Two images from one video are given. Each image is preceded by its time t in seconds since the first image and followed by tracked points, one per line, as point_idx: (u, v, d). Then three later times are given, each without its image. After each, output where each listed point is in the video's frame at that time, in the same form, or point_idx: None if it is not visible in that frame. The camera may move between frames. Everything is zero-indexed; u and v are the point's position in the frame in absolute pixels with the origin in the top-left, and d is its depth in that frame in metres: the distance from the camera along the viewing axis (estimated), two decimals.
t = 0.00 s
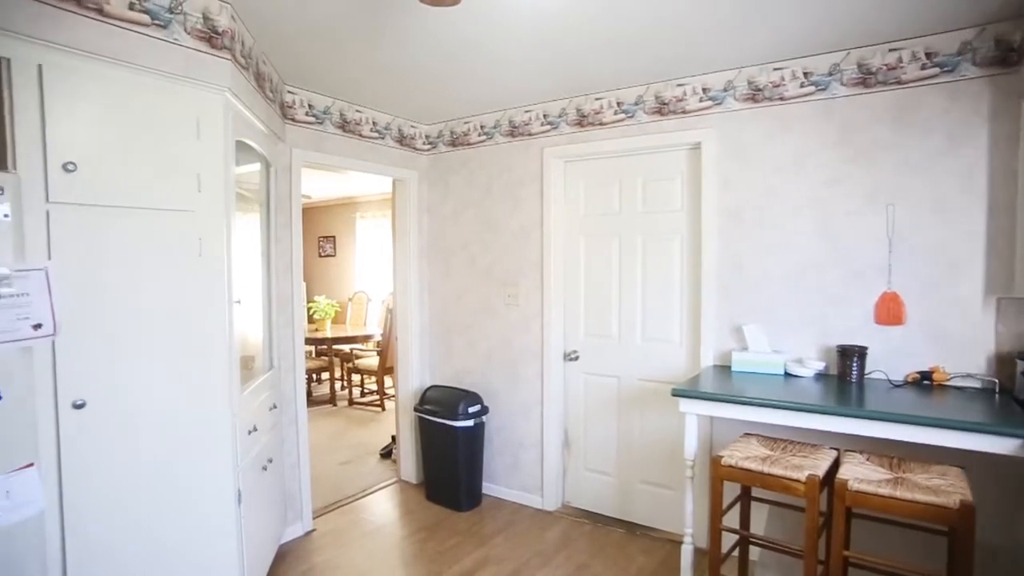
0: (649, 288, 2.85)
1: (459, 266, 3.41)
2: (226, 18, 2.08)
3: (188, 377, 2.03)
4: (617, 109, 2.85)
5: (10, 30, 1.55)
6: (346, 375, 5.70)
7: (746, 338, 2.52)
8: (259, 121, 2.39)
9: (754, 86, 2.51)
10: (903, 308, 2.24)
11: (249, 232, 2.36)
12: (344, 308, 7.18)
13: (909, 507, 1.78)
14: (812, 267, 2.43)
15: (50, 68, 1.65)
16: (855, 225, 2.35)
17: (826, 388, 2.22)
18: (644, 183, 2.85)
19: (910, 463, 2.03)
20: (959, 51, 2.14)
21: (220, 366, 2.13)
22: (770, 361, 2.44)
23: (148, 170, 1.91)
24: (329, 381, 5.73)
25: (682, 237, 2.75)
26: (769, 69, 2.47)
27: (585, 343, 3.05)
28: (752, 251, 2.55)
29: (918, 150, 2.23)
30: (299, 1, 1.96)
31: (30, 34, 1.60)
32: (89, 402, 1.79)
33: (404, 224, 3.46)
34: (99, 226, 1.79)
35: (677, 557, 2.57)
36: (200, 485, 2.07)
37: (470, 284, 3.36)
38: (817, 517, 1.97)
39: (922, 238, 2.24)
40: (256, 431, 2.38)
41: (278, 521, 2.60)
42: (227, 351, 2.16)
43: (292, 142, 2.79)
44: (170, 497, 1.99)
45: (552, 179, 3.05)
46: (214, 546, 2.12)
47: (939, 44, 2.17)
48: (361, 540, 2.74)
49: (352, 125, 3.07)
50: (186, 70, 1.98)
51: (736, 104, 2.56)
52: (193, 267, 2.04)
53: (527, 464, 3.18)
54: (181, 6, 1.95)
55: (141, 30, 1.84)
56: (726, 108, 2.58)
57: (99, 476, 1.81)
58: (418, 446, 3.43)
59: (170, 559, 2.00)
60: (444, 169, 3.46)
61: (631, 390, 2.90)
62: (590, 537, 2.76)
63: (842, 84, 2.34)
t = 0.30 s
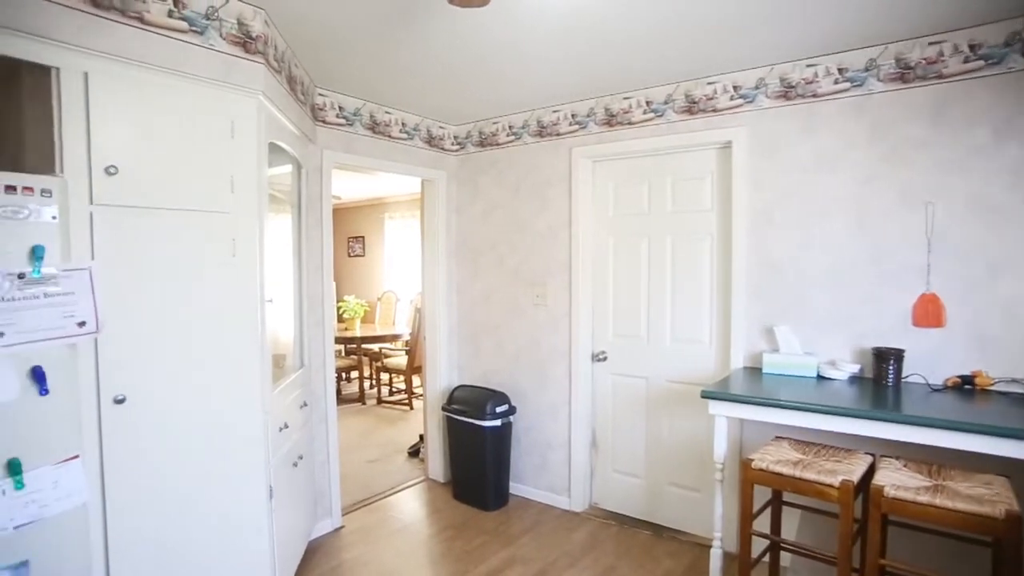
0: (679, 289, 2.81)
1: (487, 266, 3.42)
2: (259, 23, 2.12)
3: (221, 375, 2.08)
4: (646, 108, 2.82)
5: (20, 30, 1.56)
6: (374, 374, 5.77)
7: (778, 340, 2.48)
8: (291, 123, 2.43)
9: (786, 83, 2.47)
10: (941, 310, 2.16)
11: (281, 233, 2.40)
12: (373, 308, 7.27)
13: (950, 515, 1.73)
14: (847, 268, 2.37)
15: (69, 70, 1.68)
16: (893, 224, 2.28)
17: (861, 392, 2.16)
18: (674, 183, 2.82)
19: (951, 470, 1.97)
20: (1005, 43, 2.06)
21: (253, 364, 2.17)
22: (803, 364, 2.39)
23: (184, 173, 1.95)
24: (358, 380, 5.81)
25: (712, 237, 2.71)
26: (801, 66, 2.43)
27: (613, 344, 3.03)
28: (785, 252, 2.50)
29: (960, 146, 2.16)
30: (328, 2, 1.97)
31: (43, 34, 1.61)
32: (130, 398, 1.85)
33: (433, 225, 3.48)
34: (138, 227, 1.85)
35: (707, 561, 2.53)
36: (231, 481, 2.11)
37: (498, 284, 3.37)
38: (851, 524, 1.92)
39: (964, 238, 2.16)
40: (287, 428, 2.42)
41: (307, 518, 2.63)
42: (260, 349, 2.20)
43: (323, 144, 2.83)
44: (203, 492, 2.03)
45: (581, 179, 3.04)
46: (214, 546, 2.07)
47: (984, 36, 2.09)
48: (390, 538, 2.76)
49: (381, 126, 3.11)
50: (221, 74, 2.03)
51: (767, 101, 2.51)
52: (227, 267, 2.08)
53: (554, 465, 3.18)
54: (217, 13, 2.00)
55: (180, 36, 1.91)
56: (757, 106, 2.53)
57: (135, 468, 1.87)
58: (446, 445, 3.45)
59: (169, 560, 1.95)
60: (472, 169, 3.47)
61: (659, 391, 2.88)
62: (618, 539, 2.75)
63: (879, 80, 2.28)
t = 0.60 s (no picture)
0: (705, 289, 2.78)
1: (513, 267, 3.42)
2: (289, 26, 2.15)
3: (249, 374, 2.11)
4: (673, 107, 2.79)
5: (26, 29, 1.56)
6: (400, 372, 5.83)
7: (807, 341, 2.43)
8: (320, 124, 2.47)
9: (817, 80, 2.42)
10: (981, 310, 2.11)
11: (310, 232, 2.43)
12: (398, 307, 7.33)
13: (989, 524, 1.67)
14: (881, 269, 2.32)
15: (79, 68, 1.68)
16: (929, 224, 2.22)
17: (895, 396, 2.10)
18: (701, 182, 2.79)
19: (989, 478, 1.91)
20: None
21: (281, 362, 2.20)
22: (833, 366, 2.34)
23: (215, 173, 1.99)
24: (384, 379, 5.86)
25: (741, 236, 2.67)
26: (833, 63, 2.38)
27: (639, 345, 3.01)
28: (816, 252, 2.45)
29: (1000, 143, 2.09)
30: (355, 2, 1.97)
31: (50, 34, 1.60)
32: (163, 394, 1.90)
33: (459, 225, 3.50)
34: (171, 228, 1.90)
35: (734, 565, 2.50)
36: (260, 476, 2.15)
37: (524, 284, 3.37)
38: (884, 531, 1.88)
39: (1004, 237, 2.09)
40: (314, 426, 2.46)
41: (334, 515, 2.67)
42: (288, 348, 2.23)
43: (351, 145, 2.87)
44: (233, 488, 2.07)
45: (607, 179, 3.02)
46: (243, 541, 2.10)
47: None
48: (415, 536, 2.78)
49: (408, 127, 3.13)
50: (252, 76, 2.07)
51: (797, 99, 2.47)
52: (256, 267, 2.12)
53: (579, 465, 3.17)
54: (248, 17, 2.04)
55: (211, 41, 1.96)
56: (787, 103, 2.49)
57: (167, 463, 1.91)
58: (470, 444, 3.46)
59: (205, 552, 2.01)
60: (498, 169, 3.48)
61: (686, 392, 2.84)
62: (643, 541, 2.73)
63: (914, 75, 2.22)
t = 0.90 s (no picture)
0: (732, 290, 2.74)
1: (537, 267, 3.42)
2: (315, 30, 2.18)
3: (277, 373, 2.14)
4: (699, 105, 2.76)
5: (31, 29, 1.57)
6: (424, 371, 5.87)
7: (837, 343, 2.38)
8: (346, 126, 2.49)
9: (847, 77, 2.37)
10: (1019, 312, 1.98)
11: (336, 233, 2.46)
12: (423, 307, 7.37)
13: None
14: (914, 269, 2.26)
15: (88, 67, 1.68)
16: (965, 223, 2.16)
17: (928, 400, 2.05)
18: (727, 181, 2.75)
19: None
20: None
21: (307, 360, 2.23)
22: (864, 368, 2.29)
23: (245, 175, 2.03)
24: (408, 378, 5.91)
25: (769, 236, 2.63)
26: (864, 58, 2.32)
27: (664, 345, 2.98)
28: (846, 252, 2.40)
29: None
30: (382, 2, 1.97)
31: (55, 34, 1.61)
32: (193, 390, 1.94)
33: (484, 224, 3.50)
34: (202, 229, 1.94)
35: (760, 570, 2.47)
36: (287, 473, 2.18)
37: (548, 284, 3.37)
38: (918, 538, 1.83)
39: None
40: (340, 424, 2.48)
41: (359, 512, 2.70)
42: (314, 346, 2.26)
43: (376, 146, 2.90)
44: (260, 483, 2.11)
45: (632, 179, 3.00)
46: (271, 536, 2.14)
47: None
48: (438, 535, 2.80)
49: (432, 128, 3.15)
50: (280, 79, 2.10)
51: (827, 96, 2.42)
52: (284, 267, 2.15)
53: (602, 467, 3.16)
54: (276, 21, 2.08)
55: (240, 45, 2.00)
56: (816, 101, 2.44)
57: (197, 458, 1.96)
58: (494, 444, 3.47)
59: (234, 546, 2.05)
60: (523, 169, 3.48)
61: (711, 394, 2.81)
62: (668, 544, 2.70)
63: (951, 69, 2.15)
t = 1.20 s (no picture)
0: (762, 290, 2.70)
1: (564, 267, 3.41)
2: (345, 32, 2.21)
3: (306, 371, 2.17)
4: (728, 104, 2.72)
5: (37, 29, 1.59)
6: (451, 371, 5.91)
7: (871, 345, 2.32)
8: (374, 127, 2.52)
9: (883, 72, 2.31)
10: None
11: (364, 233, 2.49)
12: (449, 307, 7.41)
13: None
14: (953, 269, 2.19)
15: (96, 67, 1.70)
16: (1007, 222, 2.09)
17: (968, 405, 1.99)
18: (758, 180, 2.71)
19: None
20: None
21: (336, 360, 2.26)
22: (900, 371, 2.23)
23: (276, 176, 2.06)
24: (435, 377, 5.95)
25: (800, 236, 2.58)
26: (901, 53, 2.26)
27: (692, 346, 2.95)
28: (881, 252, 2.34)
29: None
30: (412, 1, 1.97)
31: (63, 34, 1.63)
32: (226, 388, 1.98)
33: (510, 224, 3.51)
34: (235, 228, 1.98)
35: None
36: (316, 470, 2.21)
37: (575, 284, 3.36)
38: (958, 548, 1.77)
39: None
40: (367, 422, 2.51)
41: (386, 510, 2.72)
42: (343, 345, 2.29)
43: (405, 147, 2.92)
44: (290, 480, 2.14)
45: (660, 178, 2.97)
46: (301, 531, 2.18)
47: None
48: (464, 533, 2.81)
49: (460, 128, 3.16)
50: (311, 81, 2.13)
51: (861, 93, 2.36)
52: (314, 267, 2.18)
53: (628, 468, 3.14)
54: (307, 25, 2.11)
55: (272, 49, 2.04)
56: (850, 97, 2.39)
57: (230, 453, 2.00)
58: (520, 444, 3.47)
59: (265, 541, 2.08)
60: (550, 169, 3.48)
61: (740, 396, 2.77)
62: (696, 547, 2.67)
63: (994, 62, 2.08)
